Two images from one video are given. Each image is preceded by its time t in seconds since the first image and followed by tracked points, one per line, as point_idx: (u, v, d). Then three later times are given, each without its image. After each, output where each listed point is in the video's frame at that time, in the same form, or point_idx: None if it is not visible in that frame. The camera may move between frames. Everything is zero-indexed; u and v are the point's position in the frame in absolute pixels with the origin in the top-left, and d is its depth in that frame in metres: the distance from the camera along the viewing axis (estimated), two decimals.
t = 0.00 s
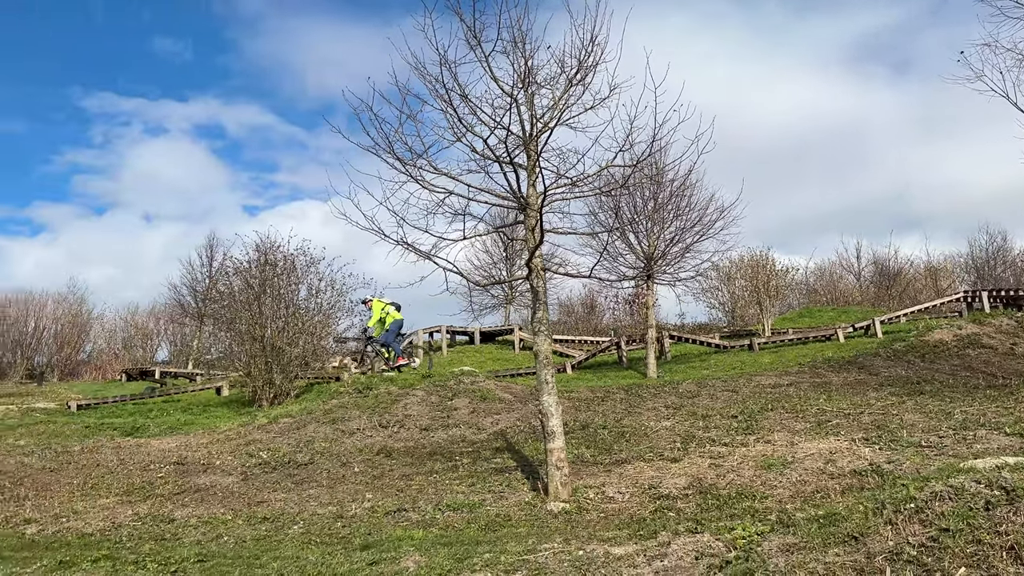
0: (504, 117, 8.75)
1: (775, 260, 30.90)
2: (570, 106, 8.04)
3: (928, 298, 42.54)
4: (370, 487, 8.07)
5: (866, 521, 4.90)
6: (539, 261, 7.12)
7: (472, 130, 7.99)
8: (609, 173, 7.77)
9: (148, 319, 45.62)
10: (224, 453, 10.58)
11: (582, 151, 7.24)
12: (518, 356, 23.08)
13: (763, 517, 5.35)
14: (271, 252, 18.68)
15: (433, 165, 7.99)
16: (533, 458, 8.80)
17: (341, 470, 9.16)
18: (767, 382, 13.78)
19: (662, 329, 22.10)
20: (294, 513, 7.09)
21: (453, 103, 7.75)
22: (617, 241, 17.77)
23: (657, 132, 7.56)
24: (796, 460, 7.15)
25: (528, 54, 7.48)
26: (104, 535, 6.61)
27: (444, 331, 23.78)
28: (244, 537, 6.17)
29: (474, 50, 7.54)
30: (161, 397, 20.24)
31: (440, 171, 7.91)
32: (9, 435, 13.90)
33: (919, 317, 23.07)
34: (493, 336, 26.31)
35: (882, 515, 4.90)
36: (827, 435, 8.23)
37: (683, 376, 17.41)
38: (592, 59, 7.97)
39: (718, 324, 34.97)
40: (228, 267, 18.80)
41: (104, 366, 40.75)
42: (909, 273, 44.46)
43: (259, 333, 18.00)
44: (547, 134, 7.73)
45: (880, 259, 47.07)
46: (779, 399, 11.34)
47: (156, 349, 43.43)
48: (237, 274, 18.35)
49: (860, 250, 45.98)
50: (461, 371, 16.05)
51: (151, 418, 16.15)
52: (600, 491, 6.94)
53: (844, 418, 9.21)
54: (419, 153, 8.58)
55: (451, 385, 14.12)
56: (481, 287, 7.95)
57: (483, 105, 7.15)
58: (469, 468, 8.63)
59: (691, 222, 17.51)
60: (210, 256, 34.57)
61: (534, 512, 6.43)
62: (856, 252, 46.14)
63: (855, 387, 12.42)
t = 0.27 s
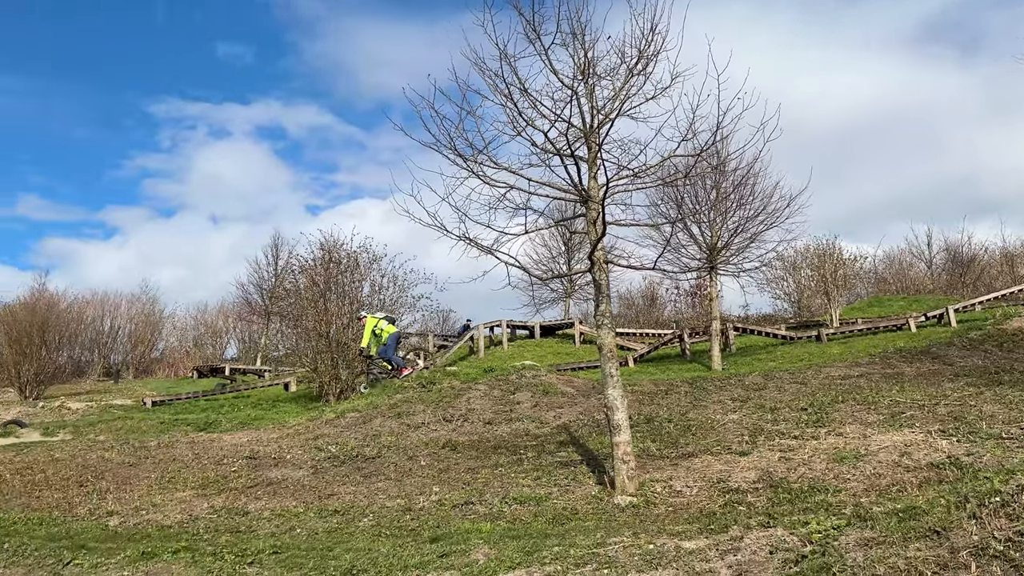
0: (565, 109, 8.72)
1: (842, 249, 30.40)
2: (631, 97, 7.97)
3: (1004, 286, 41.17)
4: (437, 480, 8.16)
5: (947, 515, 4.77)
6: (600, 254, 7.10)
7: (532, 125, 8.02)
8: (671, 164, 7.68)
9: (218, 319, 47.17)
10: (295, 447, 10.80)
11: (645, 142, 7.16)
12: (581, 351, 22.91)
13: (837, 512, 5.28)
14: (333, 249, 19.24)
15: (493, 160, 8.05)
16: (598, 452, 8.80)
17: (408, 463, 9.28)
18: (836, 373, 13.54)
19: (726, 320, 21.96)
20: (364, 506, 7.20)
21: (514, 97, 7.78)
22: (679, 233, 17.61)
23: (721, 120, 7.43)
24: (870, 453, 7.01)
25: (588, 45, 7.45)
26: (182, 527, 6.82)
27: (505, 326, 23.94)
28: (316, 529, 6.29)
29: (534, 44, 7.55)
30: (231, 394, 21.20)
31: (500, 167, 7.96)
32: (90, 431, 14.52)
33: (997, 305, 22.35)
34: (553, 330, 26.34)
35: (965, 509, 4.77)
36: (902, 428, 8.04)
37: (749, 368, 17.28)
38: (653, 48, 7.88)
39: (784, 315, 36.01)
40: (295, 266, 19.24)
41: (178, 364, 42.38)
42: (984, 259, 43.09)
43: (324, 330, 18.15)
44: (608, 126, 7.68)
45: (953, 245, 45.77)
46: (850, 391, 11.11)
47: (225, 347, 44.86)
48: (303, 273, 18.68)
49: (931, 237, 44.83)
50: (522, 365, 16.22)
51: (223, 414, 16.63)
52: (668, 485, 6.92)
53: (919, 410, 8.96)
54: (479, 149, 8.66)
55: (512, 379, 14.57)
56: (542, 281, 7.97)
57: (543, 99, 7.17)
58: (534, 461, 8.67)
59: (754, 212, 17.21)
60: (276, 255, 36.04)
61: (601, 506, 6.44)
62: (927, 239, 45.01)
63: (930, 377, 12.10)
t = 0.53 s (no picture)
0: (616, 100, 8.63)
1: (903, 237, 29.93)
2: (685, 85, 7.90)
3: None
4: (493, 473, 8.20)
5: (1020, 508, 4.63)
6: (655, 245, 7.07)
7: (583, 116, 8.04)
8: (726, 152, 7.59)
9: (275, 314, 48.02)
10: (352, 441, 10.96)
11: (700, 132, 7.05)
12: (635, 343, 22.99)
13: (902, 505, 5.17)
14: (387, 245, 19.47)
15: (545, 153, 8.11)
16: (654, 445, 8.77)
17: (463, 456, 9.35)
18: (897, 364, 13.29)
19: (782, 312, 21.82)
20: (421, 498, 7.29)
21: (565, 89, 7.81)
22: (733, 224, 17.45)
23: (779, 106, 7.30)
24: (935, 446, 6.85)
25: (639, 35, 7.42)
26: (245, 519, 6.99)
27: (557, 320, 24.04)
28: (375, 521, 6.37)
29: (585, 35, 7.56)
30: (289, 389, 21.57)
31: (552, 159, 8.01)
32: (154, 426, 15.04)
33: None
34: (605, 323, 26.30)
35: None
36: (968, 419, 7.84)
37: (807, 360, 17.11)
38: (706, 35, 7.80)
39: (842, 305, 36.13)
40: (348, 263, 19.91)
41: (237, 359, 43.45)
42: None
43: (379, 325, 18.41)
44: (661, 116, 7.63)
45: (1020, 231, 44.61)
46: (913, 382, 10.87)
47: (281, 343, 45.59)
48: (357, 269, 19.29)
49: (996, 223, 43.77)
50: (575, 359, 16.36)
51: (282, 409, 17.07)
52: (726, 479, 6.89)
53: (987, 401, 8.70)
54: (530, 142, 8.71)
55: (565, 372, 14.73)
56: (595, 273, 7.99)
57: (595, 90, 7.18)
58: (589, 454, 8.67)
59: (811, 200, 16.94)
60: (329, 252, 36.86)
61: (658, 500, 6.42)
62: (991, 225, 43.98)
63: (997, 368, 11.78)
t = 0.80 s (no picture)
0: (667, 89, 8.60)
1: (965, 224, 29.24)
2: (737, 73, 7.85)
3: None
4: (546, 467, 8.24)
5: None
6: (707, 236, 7.09)
7: (634, 107, 8.07)
8: (780, 140, 7.52)
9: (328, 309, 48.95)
10: (407, 433, 11.12)
11: (754, 119, 6.97)
12: (689, 335, 22.68)
13: (968, 498, 5.05)
14: (437, 240, 19.50)
15: (595, 144, 8.16)
16: (708, 438, 8.74)
17: (516, 450, 9.41)
18: (960, 354, 12.99)
19: (839, 302, 21.51)
20: (475, 491, 7.36)
21: (616, 80, 7.85)
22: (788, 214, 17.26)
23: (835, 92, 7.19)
24: (1001, 437, 6.68)
25: (689, 23, 7.41)
26: (304, 511, 7.12)
27: (607, 313, 24.09)
28: (431, 513, 6.46)
29: (635, 25, 7.58)
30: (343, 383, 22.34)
31: (603, 151, 8.06)
32: (215, 420, 15.55)
33: None
34: (656, 316, 26.22)
35: None
36: None
37: (865, 351, 16.83)
38: (759, 21, 7.72)
39: (901, 294, 35.53)
40: (399, 259, 19.84)
41: (292, 355, 44.47)
42: None
43: (430, 320, 18.73)
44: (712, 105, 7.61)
45: None
46: (977, 372, 10.60)
47: (336, 339, 46.92)
48: (408, 264, 19.34)
49: None
50: (627, 352, 16.42)
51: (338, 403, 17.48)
52: (783, 471, 6.86)
53: None
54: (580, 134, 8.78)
55: (616, 365, 14.83)
56: (647, 264, 8.03)
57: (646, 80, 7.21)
58: (643, 447, 8.69)
59: (868, 188, 16.62)
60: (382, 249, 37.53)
61: (715, 492, 6.42)
62: None
63: None
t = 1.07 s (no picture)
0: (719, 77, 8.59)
1: None
2: (789, 59, 7.79)
3: None
4: (598, 460, 8.25)
5: None
6: (760, 224, 7.07)
7: (683, 95, 8.09)
8: (834, 126, 7.44)
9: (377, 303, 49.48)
10: (458, 427, 11.23)
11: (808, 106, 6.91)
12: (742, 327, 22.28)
13: None
14: (486, 234, 19.67)
15: (645, 134, 8.21)
16: (763, 431, 8.69)
17: (567, 442, 9.44)
18: None
19: (896, 291, 21.08)
20: (528, 483, 7.41)
21: (666, 69, 7.89)
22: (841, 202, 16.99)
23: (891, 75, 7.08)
24: None
25: (740, 9, 7.39)
26: (359, 503, 7.22)
27: (656, 305, 23.98)
28: (485, 505, 6.56)
29: (685, 13, 7.61)
30: (395, 376, 22.80)
31: (654, 141, 8.10)
32: (270, 414, 15.96)
33: None
34: (707, 307, 25.98)
35: None
36: None
37: (923, 341, 16.48)
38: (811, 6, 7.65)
39: (961, 283, 34.67)
40: (447, 253, 20.12)
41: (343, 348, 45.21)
42: None
43: (479, 313, 18.92)
44: (763, 92, 7.58)
45: None
46: None
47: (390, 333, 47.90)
48: (457, 259, 19.67)
49: None
50: (678, 344, 16.40)
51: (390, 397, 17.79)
52: (842, 463, 6.81)
53: None
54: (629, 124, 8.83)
55: (667, 358, 14.86)
56: (700, 254, 8.04)
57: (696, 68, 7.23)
58: (696, 440, 8.67)
59: (925, 173, 16.22)
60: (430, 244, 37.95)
61: (771, 485, 6.43)
62: None
63: None
